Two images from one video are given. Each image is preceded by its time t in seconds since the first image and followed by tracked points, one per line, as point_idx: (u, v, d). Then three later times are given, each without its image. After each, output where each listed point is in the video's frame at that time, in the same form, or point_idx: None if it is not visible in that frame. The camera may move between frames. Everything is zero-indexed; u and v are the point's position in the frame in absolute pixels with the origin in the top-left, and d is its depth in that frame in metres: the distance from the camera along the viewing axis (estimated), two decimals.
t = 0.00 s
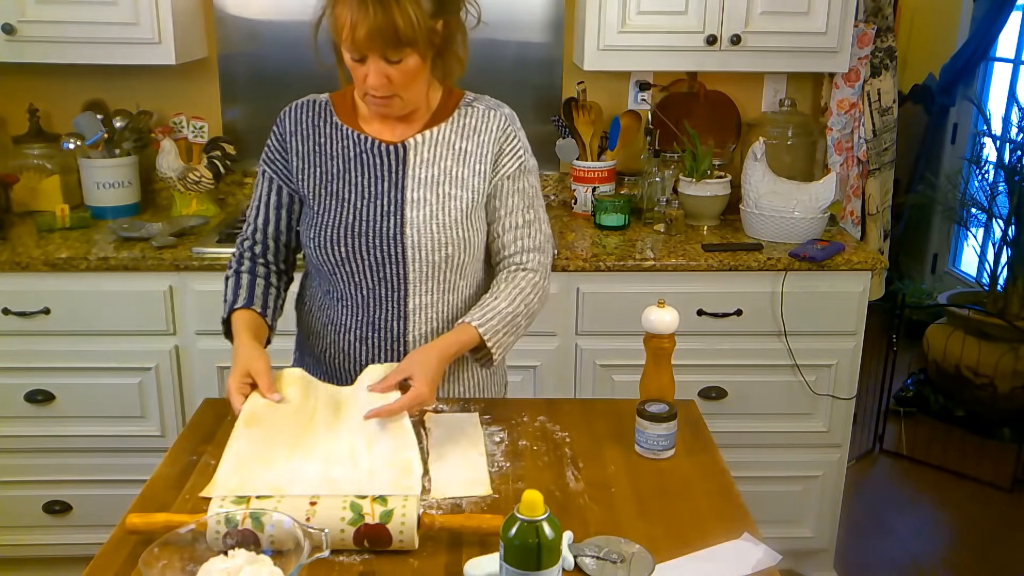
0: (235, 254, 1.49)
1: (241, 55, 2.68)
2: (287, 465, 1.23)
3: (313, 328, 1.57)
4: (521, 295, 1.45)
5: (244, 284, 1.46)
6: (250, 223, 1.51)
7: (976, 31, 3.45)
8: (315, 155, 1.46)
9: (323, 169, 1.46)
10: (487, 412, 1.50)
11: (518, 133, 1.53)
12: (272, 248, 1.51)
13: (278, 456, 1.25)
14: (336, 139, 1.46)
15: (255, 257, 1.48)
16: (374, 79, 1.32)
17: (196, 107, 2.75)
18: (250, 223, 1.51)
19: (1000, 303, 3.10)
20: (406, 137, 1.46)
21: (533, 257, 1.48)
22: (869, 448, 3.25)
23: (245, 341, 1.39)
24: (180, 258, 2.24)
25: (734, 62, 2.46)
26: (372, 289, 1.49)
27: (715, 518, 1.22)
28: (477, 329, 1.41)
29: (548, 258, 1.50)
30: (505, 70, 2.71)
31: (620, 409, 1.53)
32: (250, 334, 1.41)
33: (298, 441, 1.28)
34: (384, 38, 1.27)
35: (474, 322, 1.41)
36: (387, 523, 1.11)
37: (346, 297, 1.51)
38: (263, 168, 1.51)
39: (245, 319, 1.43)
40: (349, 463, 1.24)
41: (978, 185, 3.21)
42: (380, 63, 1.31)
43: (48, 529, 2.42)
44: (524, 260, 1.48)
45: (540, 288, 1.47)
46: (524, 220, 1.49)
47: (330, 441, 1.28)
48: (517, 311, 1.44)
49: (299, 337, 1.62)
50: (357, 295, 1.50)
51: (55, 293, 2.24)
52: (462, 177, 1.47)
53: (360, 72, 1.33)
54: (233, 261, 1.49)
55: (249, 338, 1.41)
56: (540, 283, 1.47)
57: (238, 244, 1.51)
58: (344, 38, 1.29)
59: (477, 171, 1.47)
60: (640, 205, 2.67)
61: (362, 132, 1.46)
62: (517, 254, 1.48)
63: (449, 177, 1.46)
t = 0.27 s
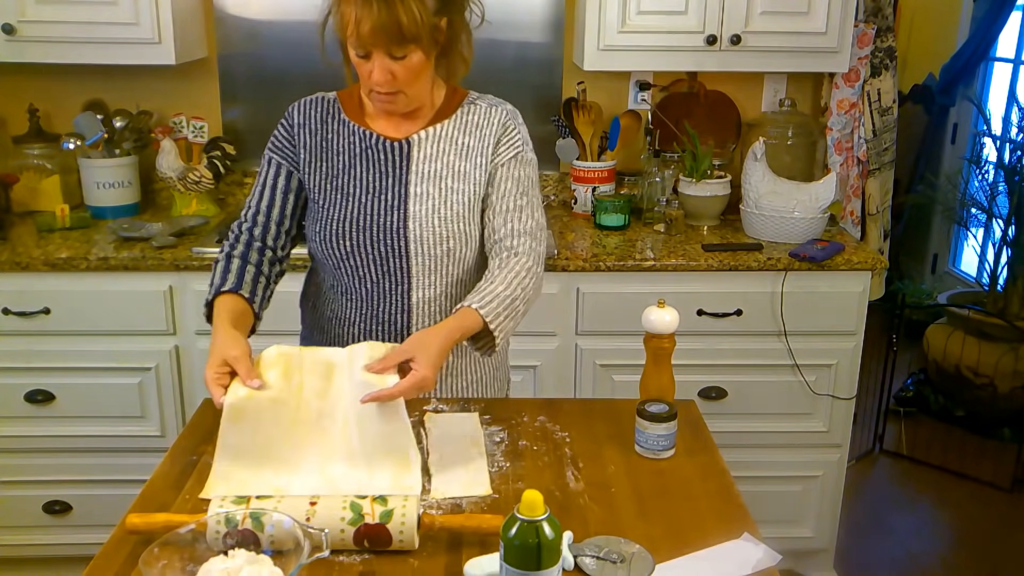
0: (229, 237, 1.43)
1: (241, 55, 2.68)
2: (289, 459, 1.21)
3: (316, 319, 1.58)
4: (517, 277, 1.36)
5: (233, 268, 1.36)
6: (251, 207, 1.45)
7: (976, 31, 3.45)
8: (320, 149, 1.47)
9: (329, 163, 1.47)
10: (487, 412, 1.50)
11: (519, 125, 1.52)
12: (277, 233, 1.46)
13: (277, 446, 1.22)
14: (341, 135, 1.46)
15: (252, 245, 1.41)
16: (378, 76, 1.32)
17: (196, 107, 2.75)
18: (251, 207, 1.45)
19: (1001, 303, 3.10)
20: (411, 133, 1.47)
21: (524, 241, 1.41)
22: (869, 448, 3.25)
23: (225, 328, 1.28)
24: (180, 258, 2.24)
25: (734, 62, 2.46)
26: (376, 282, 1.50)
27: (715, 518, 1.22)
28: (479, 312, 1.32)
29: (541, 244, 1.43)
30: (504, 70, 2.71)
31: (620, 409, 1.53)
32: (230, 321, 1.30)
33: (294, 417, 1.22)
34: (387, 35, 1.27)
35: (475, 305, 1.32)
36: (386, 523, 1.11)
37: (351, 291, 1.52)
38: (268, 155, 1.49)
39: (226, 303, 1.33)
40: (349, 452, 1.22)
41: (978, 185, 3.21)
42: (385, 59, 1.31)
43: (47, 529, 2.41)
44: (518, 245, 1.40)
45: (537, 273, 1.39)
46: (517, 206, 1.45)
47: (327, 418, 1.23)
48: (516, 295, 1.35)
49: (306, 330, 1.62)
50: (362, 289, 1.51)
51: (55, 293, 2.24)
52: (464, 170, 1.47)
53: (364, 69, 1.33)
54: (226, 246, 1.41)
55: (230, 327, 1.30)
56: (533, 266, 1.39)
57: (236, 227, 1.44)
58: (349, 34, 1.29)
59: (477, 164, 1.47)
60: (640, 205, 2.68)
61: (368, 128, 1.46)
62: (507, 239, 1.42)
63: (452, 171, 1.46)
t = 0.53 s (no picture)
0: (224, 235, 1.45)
1: (241, 55, 2.68)
2: (265, 427, 1.17)
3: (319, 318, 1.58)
4: (523, 265, 1.39)
5: (224, 262, 1.40)
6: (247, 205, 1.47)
7: (976, 31, 3.45)
8: (322, 149, 1.47)
9: (331, 162, 1.47)
10: (487, 412, 1.50)
11: (521, 124, 1.53)
12: (274, 232, 1.47)
13: (250, 416, 1.18)
14: (343, 134, 1.46)
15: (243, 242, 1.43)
16: (385, 75, 1.33)
17: (196, 107, 2.75)
18: (245, 205, 1.47)
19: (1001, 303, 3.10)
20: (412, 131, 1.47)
21: (530, 238, 1.43)
22: (869, 448, 3.25)
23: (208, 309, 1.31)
24: (180, 258, 2.24)
25: (734, 62, 2.46)
26: (381, 280, 1.49)
27: (715, 517, 1.22)
28: (481, 297, 1.34)
29: (547, 241, 1.45)
30: (504, 70, 2.71)
31: (620, 409, 1.53)
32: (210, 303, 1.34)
33: (270, 387, 1.20)
34: (396, 32, 1.29)
35: (479, 291, 1.34)
36: (387, 523, 1.11)
37: (354, 289, 1.51)
38: (266, 155, 1.50)
39: (210, 289, 1.36)
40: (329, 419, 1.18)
41: (978, 185, 3.21)
42: (391, 58, 1.33)
43: (47, 529, 2.42)
44: (523, 240, 1.42)
45: (540, 265, 1.41)
46: (522, 202, 1.46)
47: (304, 392, 1.21)
48: (517, 284, 1.37)
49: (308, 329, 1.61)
50: (366, 288, 1.50)
51: (56, 293, 2.24)
52: (468, 169, 1.47)
53: (371, 68, 1.34)
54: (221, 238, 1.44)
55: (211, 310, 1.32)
56: (538, 261, 1.41)
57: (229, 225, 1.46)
58: (356, 34, 1.30)
59: (481, 163, 1.47)
60: (640, 205, 2.68)
61: (369, 127, 1.46)
62: (514, 235, 1.43)
63: (455, 169, 1.47)
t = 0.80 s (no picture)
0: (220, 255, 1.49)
1: (241, 56, 2.68)
2: (259, 474, 1.27)
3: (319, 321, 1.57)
4: (520, 294, 1.45)
5: (223, 287, 1.45)
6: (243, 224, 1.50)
7: (976, 31, 3.45)
8: (319, 153, 1.47)
9: (329, 167, 1.46)
10: (487, 412, 1.50)
11: (522, 128, 1.54)
12: (267, 248, 1.51)
13: (250, 469, 1.28)
14: (342, 137, 1.46)
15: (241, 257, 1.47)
16: (390, 73, 1.33)
17: (196, 107, 2.75)
18: (243, 220, 1.50)
19: (1001, 303, 3.10)
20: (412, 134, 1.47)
21: (537, 255, 1.48)
22: (869, 448, 3.25)
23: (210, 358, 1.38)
24: (180, 258, 2.24)
25: (734, 62, 2.46)
26: (381, 285, 1.49)
27: (716, 517, 1.22)
28: (474, 332, 1.41)
29: (553, 255, 1.51)
30: (504, 70, 2.71)
31: (620, 409, 1.53)
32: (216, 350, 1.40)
33: (269, 453, 1.32)
34: (402, 29, 1.29)
35: (471, 325, 1.42)
36: (387, 523, 1.11)
37: (354, 294, 1.51)
38: (261, 167, 1.51)
39: (214, 329, 1.42)
40: (322, 468, 1.29)
41: (978, 185, 3.21)
42: (397, 56, 1.33)
43: (47, 529, 2.42)
44: (527, 258, 1.48)
45: (541, 281, 1.47)
46: (529, 218, 1.50)
47: (298, 453, 1.32)
48: (516, 310, 1.45)
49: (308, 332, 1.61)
50: (366, 292, 1.50)
51: (56, 293, 2.24)
52: (468, 173, 1.47)
53: (375, 67, 1.34)
54: (220, 257, 1.48)
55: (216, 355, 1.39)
56: (542, 280, 1.47)
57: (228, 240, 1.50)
58: (362, 32, 1.30)
59: (483, 168, 1.48)
60: (640, 205, 2.68)
61: (367, 130, 1.46)
62: (522, 252, 1.49)
63: (455, 173, 1.47)
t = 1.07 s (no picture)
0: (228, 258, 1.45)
1: (241, 56, 2.68)
2: (260, 473, 1.27)
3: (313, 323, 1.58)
4: (532, 297, 1.40)
5: (245, 282, 1.42)
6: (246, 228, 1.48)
7: (976, 31, 3.45)
8: (314, 157, 1.46)
9: (324, 171, 1.46)
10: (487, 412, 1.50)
11: (518, 130, 1.53)
12: (270, 249, 1.49)
13: (251, 468, 1.28)
14: (336, 140, 1.45)
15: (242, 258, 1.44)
16: (389, 74, 1.33)
17: (196, 107, 2.75)
18: (246, 225, 1.49)
19: (1001, 303, 3.10)
20: (407, 137, 1.47)
21: (538, 257, 1.45)
22: (869, 448, 3.25)
23: (255, 343, 1.34)
24: (180, 258, 2.24)
25: (734, 62, 2.46)
26: (378, 289, 1.50)
27: (716, 517, 1.22)
28: (510, 343, 1.36)
29: (548, 255, 1.47)
30: (504, 70, 2.71)
31: (620, 408, 1.53)
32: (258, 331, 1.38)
33: (269, 453, 1.33)
34: (403, 28, 1.29)
35: (504, 338, 1.36)
36: (387, 523, 1.11)
37: (350, 297, 1.51)
38: (260, 170, 1.50)
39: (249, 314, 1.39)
40: (322, 468, 1.29)
41: (978, 185, 3.21)
42: (397, 56, 1.33)
43: (47, 529, 2.42)
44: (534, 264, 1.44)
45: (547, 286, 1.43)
46: (524, 218, 1.47)
47: (300, 451, 1.33)
48: (534, 313, 1.40)
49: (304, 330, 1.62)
50: (362, 295, 1.51)
51: (56, 293, 2.24)
52: (462, 177, 1.47)
53: (373, 68, 1.34)
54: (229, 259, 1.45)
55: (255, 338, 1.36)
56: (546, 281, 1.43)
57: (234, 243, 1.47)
58: (362, 32, 1.30)
59: (476, 172, 1.48)
60: (640, 205, 2.68)
61: (361, 133, 1.46)
62: (521, 254, 1.45)
63: (450, 177, 1.47)
